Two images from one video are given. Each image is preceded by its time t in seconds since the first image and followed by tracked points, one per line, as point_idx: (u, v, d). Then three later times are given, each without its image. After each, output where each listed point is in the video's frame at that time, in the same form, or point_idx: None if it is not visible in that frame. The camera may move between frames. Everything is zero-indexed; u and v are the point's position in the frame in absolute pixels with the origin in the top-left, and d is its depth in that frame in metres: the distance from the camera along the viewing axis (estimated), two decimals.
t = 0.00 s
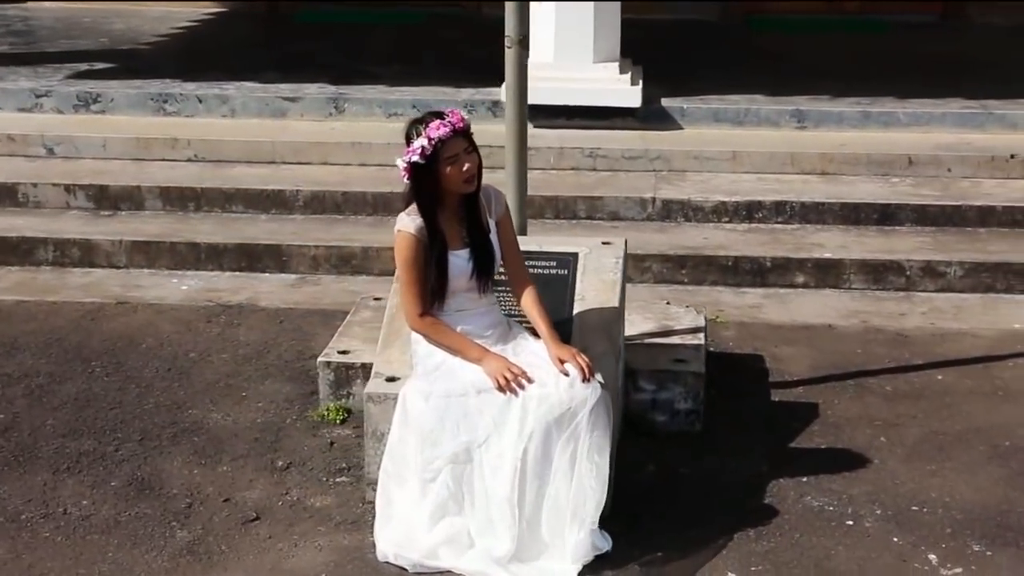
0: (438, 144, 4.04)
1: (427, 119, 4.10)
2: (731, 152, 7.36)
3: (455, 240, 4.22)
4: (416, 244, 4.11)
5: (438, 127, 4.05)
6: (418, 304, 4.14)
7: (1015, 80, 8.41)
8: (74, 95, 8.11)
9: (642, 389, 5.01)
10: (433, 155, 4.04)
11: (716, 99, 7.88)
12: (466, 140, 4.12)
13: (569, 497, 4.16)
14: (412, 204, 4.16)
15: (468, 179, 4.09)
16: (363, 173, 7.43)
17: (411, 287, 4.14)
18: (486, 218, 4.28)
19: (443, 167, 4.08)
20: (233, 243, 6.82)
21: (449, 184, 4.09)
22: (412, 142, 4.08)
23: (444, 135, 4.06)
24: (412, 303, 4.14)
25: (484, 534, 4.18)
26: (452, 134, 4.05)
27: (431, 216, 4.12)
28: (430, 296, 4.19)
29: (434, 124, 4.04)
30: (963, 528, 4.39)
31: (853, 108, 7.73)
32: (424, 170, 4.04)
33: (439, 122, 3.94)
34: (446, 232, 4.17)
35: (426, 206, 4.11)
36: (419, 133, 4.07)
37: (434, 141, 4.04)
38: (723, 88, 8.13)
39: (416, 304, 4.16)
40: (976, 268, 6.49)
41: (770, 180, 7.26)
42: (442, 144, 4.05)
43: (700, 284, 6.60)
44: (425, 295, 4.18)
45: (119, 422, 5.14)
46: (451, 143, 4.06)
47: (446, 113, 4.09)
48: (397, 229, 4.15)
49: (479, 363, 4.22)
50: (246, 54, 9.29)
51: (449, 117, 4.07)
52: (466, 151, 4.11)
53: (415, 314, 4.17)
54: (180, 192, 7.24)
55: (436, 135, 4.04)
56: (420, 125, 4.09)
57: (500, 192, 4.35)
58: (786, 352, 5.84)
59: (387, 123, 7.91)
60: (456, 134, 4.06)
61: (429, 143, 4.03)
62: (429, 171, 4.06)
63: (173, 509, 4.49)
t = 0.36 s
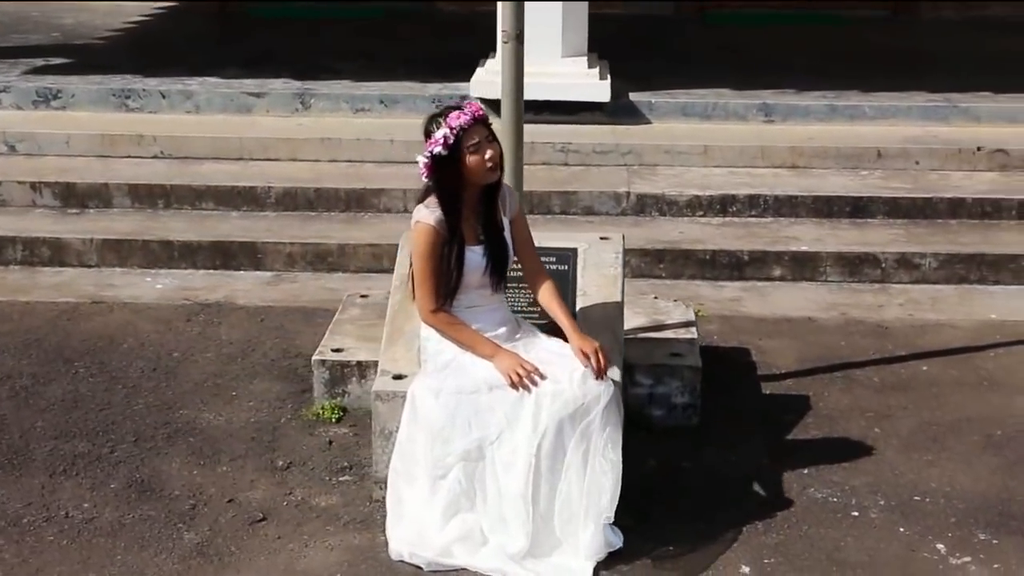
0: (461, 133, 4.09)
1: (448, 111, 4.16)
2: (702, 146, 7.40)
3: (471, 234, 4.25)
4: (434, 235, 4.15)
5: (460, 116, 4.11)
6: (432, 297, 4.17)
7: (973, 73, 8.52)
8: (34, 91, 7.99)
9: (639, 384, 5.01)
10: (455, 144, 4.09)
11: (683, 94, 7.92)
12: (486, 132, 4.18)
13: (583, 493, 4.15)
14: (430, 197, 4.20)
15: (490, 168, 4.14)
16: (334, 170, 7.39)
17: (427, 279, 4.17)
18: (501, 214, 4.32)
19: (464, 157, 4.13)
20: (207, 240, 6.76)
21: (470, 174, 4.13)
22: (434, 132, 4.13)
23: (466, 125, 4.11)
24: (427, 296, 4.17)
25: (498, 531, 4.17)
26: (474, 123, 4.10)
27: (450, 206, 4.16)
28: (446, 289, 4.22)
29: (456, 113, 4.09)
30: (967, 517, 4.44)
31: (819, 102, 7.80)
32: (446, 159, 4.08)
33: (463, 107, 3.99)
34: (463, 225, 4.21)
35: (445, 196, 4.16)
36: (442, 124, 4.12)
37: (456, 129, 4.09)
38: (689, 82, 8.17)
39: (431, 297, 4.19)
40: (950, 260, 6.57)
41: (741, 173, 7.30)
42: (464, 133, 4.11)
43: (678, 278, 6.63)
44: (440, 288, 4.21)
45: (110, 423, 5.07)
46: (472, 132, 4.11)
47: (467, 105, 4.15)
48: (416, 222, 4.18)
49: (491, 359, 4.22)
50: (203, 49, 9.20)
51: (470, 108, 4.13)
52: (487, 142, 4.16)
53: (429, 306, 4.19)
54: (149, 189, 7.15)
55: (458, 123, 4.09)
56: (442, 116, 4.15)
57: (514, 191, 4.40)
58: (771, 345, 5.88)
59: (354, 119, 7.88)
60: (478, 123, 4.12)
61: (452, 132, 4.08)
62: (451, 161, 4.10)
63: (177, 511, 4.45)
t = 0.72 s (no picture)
0: (487, 123, 4.18)
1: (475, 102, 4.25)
2: (671, 139, 7.44)
3: (487, 227, 4.34)
4: (450, 223, 4.24)
5: (488, 106, 4.20)
6: (445, 285, 4.25)
7: (930, 67, 8.64)
8: None
9: (633, 377, 5.03)
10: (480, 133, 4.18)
11: (649, 88, 7.96)
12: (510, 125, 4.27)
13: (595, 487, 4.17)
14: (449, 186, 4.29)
15: (511, 161, 4.23)
16: (304, 166, 7.36)
17: (440, 267, 4.25)
18: (515, 210, 4.41)
19: (487, 147, 4.23)
20: (180, 238, 6.69)
21: (492, 164, 4.22)
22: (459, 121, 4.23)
23: (492, 116, 4.20)
24: (440, 284, 4.25)
25: (511, 526, 4.18)
26: (501, 115, 4.19)
27: (468, 196, 4.25)
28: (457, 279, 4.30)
29: (484, 103, 4.19)
30: (966, 505, 4.51)
31: (783, 95, 7.87)
32: (471, 148, 4.17)
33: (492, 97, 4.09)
34: (479, 215, 4.29)
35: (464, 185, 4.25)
36: (468, 113, 4.21)
37: (482, 119, 4.19)
38: (653, 76, 8.22)
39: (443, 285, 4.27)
40: (922, 251, 6.66)
41: (711, 166, 7.35)
42: (490, 124, 4.20)
43: (654, 271, 6.66)
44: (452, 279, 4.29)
45: (102, 424, 5.02)
46: (498, 124, 4.21)
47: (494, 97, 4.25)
48: (433, 209, 4.27)
49: (503, 355, 4.24)
50: (160, 45, 9.12)
51: (497, 100, 4.22)
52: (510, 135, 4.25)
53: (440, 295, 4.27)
54: (117, 187, 7.08)
55: (485, 113, 4.18)
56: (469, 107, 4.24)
57: (529, 190, 4.49)
58: (753, 337, 5.93)
59: (321, 114, 7.86)
60: (503, 116, 4.21)
61: (478, 121, 4.18)
62: (474, 150, 4.20)
63: (181, 511, 4.41)
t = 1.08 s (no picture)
0: (501, 120, 4.23)
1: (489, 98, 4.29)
2: (644, 135, 7.47)
3: (495, 224, 4.39)
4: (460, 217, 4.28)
5: (502, 104, 4.24)
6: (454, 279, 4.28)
7: (892, 62, 8.73)
8: None
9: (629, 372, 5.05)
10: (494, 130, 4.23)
11: (618, 84, 7.99)
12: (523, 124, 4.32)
13: (604, 483, 4.18)
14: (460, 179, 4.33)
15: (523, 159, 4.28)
16: (277, 163, 7.32)
17: (449, 261, 4.29)
18: (521, 208, 4.45)
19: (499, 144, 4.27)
20: (156, 238, 6.64)
21: (504, 161, 4.27)
22: (474, 114, 4.27)
23: (506, 114, 4.25)
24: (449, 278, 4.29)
25: (521, 523, 4.18)
26: (515, 114, 4.24)
27: (479, 192, 4.29)
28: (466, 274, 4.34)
29: (499, 100, 4.23)
30: (965, 495, 4.57)
31: (752, 91, 7.93)
32: (484, 143, 4.22)
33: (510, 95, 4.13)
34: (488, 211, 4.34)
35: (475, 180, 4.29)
36: (483, 108, 4.25)
37: (497, 116, 4.23)
38: (621, 71, 8.24)
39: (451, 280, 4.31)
40: (897, 244, 6.72)
41: (684, 162, 7.39)
42: (504, 121, 4.24)
43: (633, 266, 6.69)
44: (460, 274, 4.32)
45: (95, 426, 4.97)
46: (511, 122, 4.25)
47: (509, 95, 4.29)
48: (443, 202, 4.31)
49: (512, 351, 4.26)
50: (121, 41, 9.03)
51: (512, 98, 4.27)
52: (523, 134, 4.30)
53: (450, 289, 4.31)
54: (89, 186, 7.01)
55: (501, 110, 4.23)
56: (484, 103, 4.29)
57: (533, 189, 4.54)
58: (738, 330, 5.97)
59: (292, 112, 7.83)
60: (517, 114, 4.26)
61: (492, 118, 4.22)
62: (487, 146, 4.24)
63: (185, 513, 4.38)
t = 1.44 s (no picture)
0: (508, 120, 4.21)
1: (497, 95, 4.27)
2: (617, 131, 7.50)
3: (497, 221, 4.37)
4: (464, 214, 4.26)
5: (511, 103, 4.22)
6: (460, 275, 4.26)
7: (857, 60, 8.81)
8: None
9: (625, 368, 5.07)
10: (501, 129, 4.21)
11: (588, 80, 8.02)
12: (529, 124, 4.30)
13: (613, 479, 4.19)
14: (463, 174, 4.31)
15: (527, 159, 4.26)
16: (250, 162, 7.29)
17: (454, 256, 4.27)
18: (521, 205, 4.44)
19: (504, 142, 4.25)
20: (133, 237, 6.58)
21: (509, 160, 4.25)
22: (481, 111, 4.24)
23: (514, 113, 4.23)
24: (455, 273, 4.27)
25: (531, 520, 4.18)
26: (523, 114, 4.22)
27: (483, 190, 4.28)
28: (471, 270, 4.32)
29: (507, 99, 4.20)
30: (963, 486, 4.63)
31: (722, 87, 7.98)
32: (491, 141, 4.20)
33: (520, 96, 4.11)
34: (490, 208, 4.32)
35: (479, 176, 4.27)
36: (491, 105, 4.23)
37: (504, 115, 4.21)
38: (590, 69, 8.28)
39: (457, 275, 4.29)
40: (873, 238, 6.79)
41: (658, 158, 7.43)
42: (511, 120, 4.22)
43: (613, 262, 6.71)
44: (464, 272, 4.31)
45: (89, 428, 4.92)
46: (518, 122, 4.23)
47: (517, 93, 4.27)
48: (447, 198, 4.28)
49: (518, 348, 4.25)
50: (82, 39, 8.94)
51: (520, 97, 4.25)
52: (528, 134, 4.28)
53: (456, 285, 4.29)
54: (61, 186, 6.94)
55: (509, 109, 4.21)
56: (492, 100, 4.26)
57: (533, 186, 4.53)
58: (723, 325, 6.01)
59: (262, 110, 7.79)
60: (524, 114, 4.23)
61: (500, 116, 4.20)
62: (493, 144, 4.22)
63: (190, 515, 4.35)
